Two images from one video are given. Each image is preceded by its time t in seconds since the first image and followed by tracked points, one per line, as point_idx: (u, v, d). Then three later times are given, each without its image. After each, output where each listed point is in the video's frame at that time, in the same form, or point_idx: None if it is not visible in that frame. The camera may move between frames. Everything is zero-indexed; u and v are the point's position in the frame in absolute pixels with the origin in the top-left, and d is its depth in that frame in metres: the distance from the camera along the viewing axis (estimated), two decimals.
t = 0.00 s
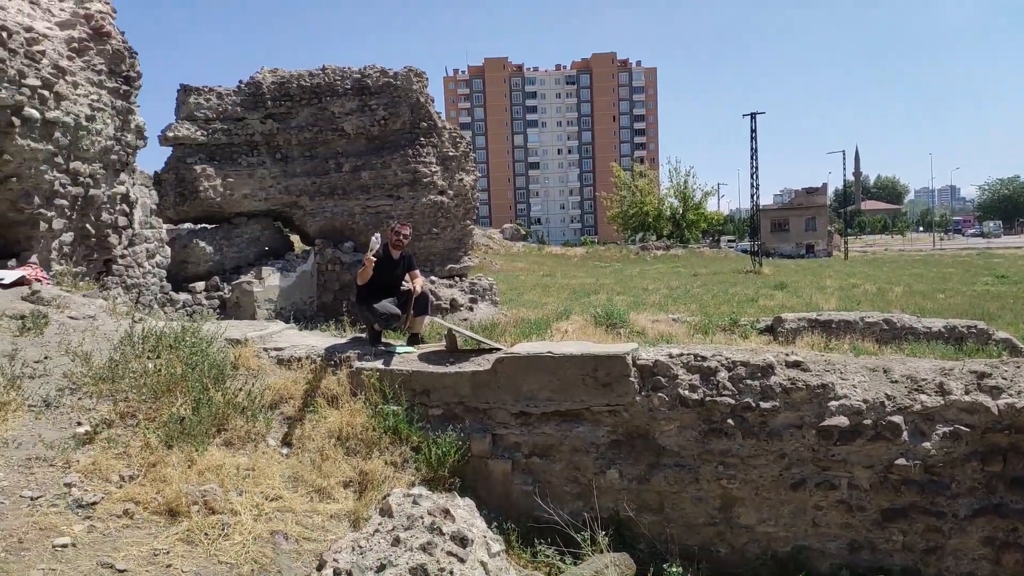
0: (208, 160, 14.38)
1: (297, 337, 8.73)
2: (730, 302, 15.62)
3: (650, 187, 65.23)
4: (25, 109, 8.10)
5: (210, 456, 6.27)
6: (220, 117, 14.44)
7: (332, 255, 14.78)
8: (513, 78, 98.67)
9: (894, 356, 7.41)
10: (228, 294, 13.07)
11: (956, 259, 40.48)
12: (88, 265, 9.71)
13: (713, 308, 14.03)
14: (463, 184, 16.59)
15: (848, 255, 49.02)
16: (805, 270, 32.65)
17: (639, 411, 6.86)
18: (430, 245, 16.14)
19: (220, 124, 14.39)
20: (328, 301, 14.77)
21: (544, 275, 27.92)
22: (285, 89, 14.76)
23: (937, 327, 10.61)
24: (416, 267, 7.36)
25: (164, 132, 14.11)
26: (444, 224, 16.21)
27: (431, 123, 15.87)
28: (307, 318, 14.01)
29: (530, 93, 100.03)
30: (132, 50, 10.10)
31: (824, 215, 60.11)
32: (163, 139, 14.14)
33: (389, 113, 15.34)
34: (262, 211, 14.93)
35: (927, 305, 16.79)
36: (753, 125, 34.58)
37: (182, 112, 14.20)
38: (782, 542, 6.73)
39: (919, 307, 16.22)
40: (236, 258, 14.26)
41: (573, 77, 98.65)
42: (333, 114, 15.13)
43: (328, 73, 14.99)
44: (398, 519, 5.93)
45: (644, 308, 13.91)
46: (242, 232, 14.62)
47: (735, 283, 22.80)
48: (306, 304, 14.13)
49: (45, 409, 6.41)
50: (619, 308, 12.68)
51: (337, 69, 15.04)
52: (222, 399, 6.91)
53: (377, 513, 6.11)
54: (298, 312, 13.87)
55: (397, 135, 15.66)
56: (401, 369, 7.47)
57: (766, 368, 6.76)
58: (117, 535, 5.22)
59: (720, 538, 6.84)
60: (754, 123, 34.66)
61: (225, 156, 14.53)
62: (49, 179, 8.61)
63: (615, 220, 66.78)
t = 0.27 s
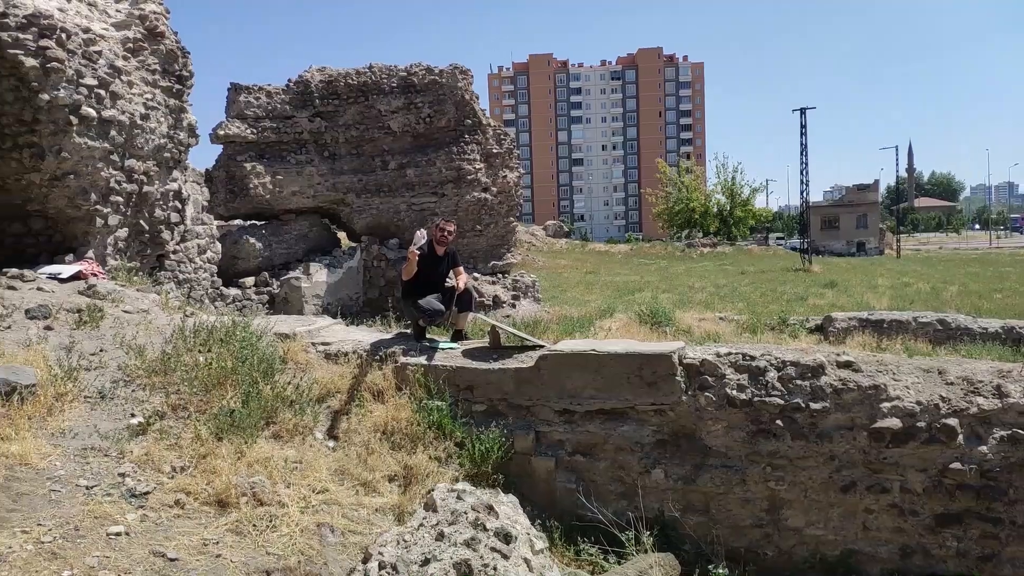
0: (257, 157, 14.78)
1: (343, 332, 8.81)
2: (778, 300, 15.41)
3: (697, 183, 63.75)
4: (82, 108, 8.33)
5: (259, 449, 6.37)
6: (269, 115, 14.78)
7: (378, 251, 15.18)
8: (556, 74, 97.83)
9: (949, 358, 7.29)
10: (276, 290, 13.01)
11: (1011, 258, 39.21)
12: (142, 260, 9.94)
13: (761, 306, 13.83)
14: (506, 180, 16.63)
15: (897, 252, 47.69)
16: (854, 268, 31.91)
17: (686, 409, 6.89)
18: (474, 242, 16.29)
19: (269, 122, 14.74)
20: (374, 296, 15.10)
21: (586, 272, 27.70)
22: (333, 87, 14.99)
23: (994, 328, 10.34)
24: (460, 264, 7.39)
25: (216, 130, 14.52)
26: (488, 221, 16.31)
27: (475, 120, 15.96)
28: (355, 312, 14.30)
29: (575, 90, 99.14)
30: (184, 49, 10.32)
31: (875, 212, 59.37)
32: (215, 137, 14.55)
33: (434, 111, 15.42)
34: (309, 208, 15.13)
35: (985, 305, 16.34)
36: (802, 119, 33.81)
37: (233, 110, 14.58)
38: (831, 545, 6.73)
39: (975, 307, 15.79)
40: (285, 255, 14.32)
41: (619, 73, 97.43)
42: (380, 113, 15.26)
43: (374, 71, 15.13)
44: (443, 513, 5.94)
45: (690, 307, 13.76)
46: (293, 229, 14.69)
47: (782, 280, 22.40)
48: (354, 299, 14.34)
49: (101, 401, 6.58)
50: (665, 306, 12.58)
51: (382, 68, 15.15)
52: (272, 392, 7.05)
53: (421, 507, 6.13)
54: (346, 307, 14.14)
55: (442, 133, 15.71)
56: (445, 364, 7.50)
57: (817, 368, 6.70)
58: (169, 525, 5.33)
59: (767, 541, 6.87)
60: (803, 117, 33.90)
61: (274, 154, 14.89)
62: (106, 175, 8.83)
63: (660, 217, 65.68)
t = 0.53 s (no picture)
0: (307, 162, 14.91)
1: (390, 333, 8.87)
2: (830, 300, 15.12)
3: (746, 180, 62.38)
4: (137, 115, 8.56)
5: (309, 448, 6.45)
6: (317, 119, 14.96)
7: (424, 252, 15.19)
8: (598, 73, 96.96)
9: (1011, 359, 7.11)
10: (325, 292, 13.21)
11: None
12: (195, 263, 10.15)
13: (812, 306, 13.56)
14: (551, 181, 16.61)
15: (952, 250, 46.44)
16: (907, 266, 31.08)
17: (736, 411, 6.85)
18: (518, 242, 16.34)
19: (317, 127, 14.89)
20: (420, 296, 15.19)
21: (632, 273, 27.41)
22: (379, 91, 15.18)
23: None
24: (505, 265, 7.38)
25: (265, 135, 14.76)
26: (532, 221, 16.28)
27: (519, 122, 15.98)
28: (400, 314, 14.31)
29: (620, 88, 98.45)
30: (235, 56, 10.54)
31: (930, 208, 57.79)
32: (264, 142, 14.80)
33: (479, 113, 15.50)
34: (357, 211, 15.31)
35: None
36: (854, 114, 33.03)
37: (282, 115, 14.76)
38: (887, 551, 6.63)
39: None
40: (333, 258, 14.59)
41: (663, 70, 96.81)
42: (425, 115, 15.35)
43: (420, 75, 15.29)
44: (489, 514, 5.91)
45: (738, 307, 13.57)
46: (340, 232, 14.95)
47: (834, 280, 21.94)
48: (399, 301, 14.38)
49: (156, 401, 6.74)
50: (714, 307, 12.42)
51: (428, 71, 15.32)
52: (322, 392, 7.15)
53: (468, 508, 6.10)
54: (392, 308, 14.17)
55: (486, 134, 15.82)
56: (490, 365, 7.50)
57: (872, 369, 6.62)
58: (222, 523, 5.43)
59: (820, 545, 6.79)
60: (855, 112, 33.11)
61: (322, 158, 15.04)
62: (160, 181, 9.05)
63: (708, 216, 64.48)
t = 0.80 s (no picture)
0: (344, 163, 15.16)
1: (426, 332, 8.91)
2: (871, 303, 14.87)
3: (786, 179, 61.21)
4: (180, 117, 8.73)
5: (345, 446, 6.50)
6: (354, 121, 15.23)
7: (458, 253, 15.24)
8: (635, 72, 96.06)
9: None
10: (361, 291, 13.23)
11: None
12: (235, 263, 10.29)
13: (853, 309, 13.32)
14: (585, 181, 16.37)
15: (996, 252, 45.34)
16: (950, 268, 30.37)
17: (774, 415, 6.86)
18: (552, 243, 16.03)
19: (354, 128, 15.15)
20: (454, 296, 15.20)
21: (668, 274, 27.07)
22: (416, 93, 15.34)
23: None
24: (540, 265, 7.35)
25: (304, 136, 15.06)
26: (566, 222, 15.97)
27: (555, 122, 15.84)
28: (435, 313, 14.28)
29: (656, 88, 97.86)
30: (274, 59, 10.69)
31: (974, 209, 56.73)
32: (303, 144, 15.09)
33: (514, 114, 15.41)
34: (394, 212, 15.43)
35: None
36: (896, 113, 32.34)
37: (321, 117, 15.09)
38: (929, 558, 6.56)
39: None
40: (369, 258, 14.73)
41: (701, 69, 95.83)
42: (460, 116, 15.41)
43: (456, 76, 15.38)
44: (524, 515, 5.94)
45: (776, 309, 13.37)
46: (377, 233, 15.13)
47: (875, 282, 21.53)
48: (434, 300, 14.35)
49: (196, 398, 6.84)
50: (752, 309, 12.26)
51: (464, 72, 15.39)
52: (358, 391, 7.19)
53: (503, 508, 6.13)
54: (427, 307, 14.14)
55: (521, 135, 15.69)
56: (525, 365, 7.51)
57: (914, 373, 6.58)
58: (259, 519, 5.49)
59: (859, 552, 6.73)
60: (896, 111, 32.41)
61: (359, 159, 15.28)
62: (201, 181, 9.20)
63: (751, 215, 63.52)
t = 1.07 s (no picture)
0: (365, 167, 15.22)
1: (445, 336, 8.93)
2: (894, 308, 14.72)
3: (805, 185, 60.93)
4: (202, 122, 8.81)
5: (365, 450, 6.52)
6: (375, 126, 15.31)
7: (478, 257, 15.23)
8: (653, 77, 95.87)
9: None
10: (382, 295, 13.25)
11: None
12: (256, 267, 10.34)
13: (875, 314, 13.20)
14: (604, 185, 16.12)
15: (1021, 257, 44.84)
16: (974, 274, 30.01)
17: (795, 421, 6.83)
18: (571, 247, 15.95)
19: (375, 133, 15.23)
20: (473, 300, 15.18)
21: (689, 279, 26.89)
22: (436, 98, 15.41)
23: None
24: (558, 269, 7.34)
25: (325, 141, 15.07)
26: (585, 226, 15.84)
27: (575, 126, 15.75)
28: (453, 318, 14.28)
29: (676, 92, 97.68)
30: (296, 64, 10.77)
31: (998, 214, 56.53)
32: (323, 149, 15.11)
33: (533, 119, 15.45)
34: (414, 216, 15.47)
35: None
36: (918, 117, 32.05)
37: (342, 122, 15.11)
38: (952, 567, 6.49)
39: None
40: (389, 262, 14.76)
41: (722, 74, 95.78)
42: (480, 121, 15.45)
43: (476, 81, 15.43)
44: (543, 520, 5.90)
45: (796, 314, 13.26)
46: (397, 237, 15.08)
47: (899, 287, 21.31)
48: (452, 304, 14.37)
49: (217, 401, 6.88)
50: (773, 315, 12.18)
51: (484, 77, 15.43)
52: (377, 395, 7.19)
53: (522, 513, 6.11)
54: (445, 311, 14.16)
55: (541, 139, 15.72)
56: (544, 370, 7.51)
57: (938, 380, 6.51)
58: (279, 522, 5.50)
59: (882, 560, 6.66)
60: (919, 115, 32.12)
61: (380, 163, 15.33)
62: (223, 186, 9.27)
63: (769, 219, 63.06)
